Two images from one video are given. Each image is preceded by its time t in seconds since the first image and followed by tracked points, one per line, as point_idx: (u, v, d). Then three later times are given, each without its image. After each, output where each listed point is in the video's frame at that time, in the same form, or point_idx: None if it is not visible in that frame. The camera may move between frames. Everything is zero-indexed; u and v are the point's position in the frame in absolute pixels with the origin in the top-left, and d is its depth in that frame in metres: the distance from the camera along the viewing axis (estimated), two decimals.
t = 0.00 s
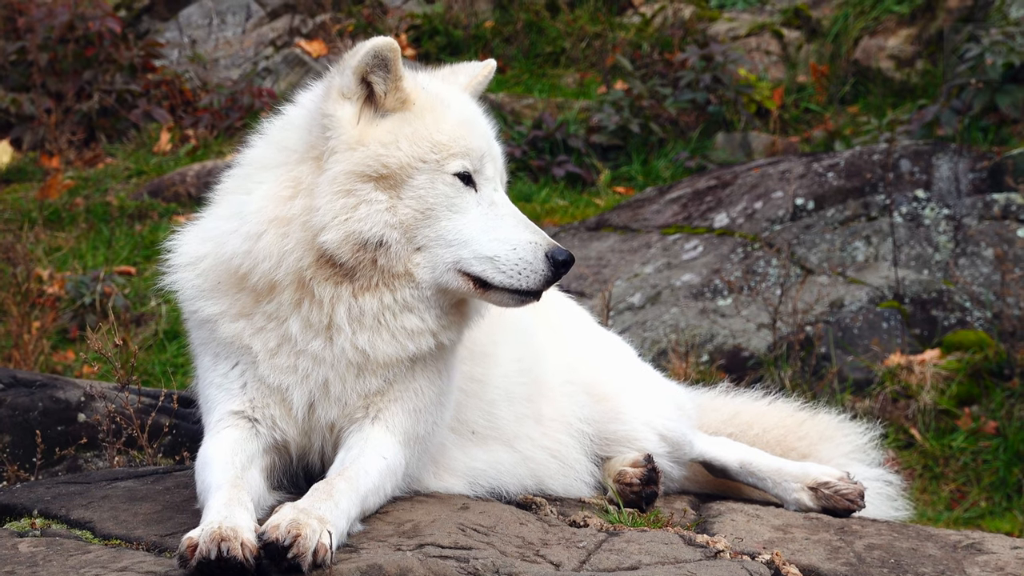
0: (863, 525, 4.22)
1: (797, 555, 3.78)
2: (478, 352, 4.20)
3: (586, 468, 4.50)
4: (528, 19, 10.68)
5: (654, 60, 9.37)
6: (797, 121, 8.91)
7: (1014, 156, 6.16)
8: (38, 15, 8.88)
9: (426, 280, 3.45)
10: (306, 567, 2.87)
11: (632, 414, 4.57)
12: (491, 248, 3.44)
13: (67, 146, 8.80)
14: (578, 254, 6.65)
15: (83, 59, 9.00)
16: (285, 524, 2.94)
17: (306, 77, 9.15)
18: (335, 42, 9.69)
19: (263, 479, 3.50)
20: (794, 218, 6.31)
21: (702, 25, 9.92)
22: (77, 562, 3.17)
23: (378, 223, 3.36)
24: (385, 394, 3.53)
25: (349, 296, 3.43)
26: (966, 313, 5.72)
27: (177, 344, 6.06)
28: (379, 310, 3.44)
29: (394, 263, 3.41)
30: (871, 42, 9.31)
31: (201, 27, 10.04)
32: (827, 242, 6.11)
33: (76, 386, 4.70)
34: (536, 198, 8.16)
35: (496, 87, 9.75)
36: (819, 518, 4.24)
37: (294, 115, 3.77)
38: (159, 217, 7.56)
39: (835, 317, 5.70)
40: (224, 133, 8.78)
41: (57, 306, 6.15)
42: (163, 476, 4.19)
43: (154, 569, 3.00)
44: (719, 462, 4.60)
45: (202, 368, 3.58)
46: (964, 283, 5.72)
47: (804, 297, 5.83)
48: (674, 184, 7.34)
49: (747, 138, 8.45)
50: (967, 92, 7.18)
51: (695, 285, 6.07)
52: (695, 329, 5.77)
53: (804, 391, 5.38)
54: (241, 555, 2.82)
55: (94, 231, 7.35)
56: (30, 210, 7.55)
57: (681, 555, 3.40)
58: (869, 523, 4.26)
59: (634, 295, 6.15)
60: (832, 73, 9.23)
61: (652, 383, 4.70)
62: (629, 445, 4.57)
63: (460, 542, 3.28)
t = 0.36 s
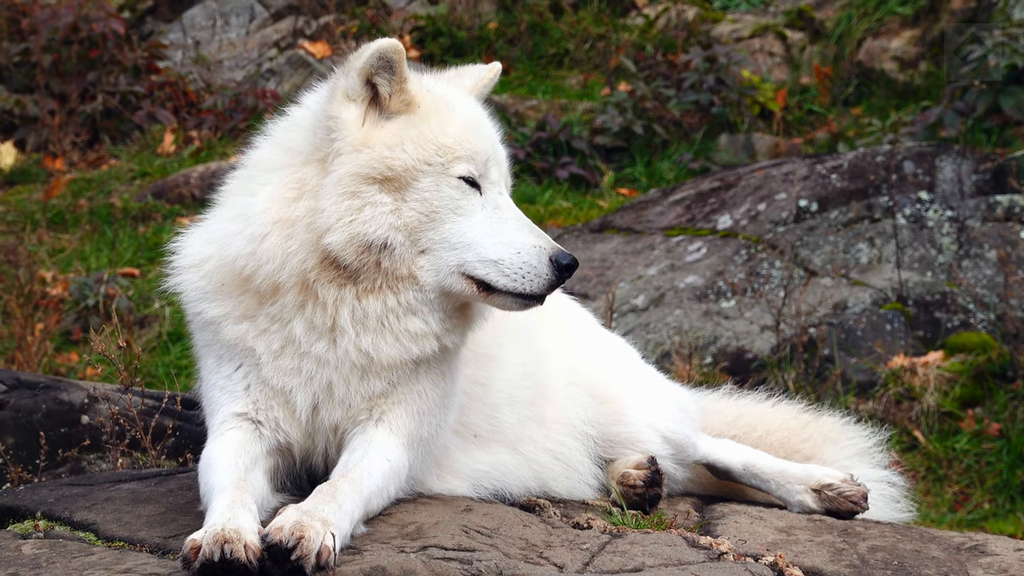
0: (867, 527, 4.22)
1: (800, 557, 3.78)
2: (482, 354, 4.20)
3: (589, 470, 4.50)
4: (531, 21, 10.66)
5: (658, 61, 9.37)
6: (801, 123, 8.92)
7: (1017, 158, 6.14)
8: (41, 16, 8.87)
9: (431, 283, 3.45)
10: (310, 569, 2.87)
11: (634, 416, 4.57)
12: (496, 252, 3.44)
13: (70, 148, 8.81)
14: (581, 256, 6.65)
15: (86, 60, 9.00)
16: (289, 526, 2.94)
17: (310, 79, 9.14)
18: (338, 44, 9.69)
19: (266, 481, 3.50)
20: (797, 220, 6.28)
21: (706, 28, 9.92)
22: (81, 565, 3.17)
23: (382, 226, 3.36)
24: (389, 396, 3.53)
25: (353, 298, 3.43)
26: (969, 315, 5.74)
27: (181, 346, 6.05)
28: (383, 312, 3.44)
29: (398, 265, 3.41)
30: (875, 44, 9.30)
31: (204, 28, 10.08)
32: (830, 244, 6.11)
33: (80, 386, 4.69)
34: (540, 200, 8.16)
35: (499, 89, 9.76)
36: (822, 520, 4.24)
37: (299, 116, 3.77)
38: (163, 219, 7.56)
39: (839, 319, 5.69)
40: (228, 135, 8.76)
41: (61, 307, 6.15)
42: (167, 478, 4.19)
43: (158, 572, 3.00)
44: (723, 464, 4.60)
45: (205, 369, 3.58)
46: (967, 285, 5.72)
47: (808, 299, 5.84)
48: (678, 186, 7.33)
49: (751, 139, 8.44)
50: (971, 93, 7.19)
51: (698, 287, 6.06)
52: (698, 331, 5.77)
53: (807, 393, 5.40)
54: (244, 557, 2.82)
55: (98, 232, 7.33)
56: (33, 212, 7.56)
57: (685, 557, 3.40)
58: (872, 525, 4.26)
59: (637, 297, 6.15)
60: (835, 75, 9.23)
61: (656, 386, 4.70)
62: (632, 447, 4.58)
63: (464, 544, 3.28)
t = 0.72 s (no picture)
0: (872, 529, 4.21)
1: (805, 559, 3.78)
2: (486, 357, 4.20)
3: (594, 472, 4.49)
4: (536, 23, 10.69)
5: (662, 63, 9.36)
6: (806, 125, 8.92)
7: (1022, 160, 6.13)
8: (46, 20, 8.99)
9: (435, 284, 3.45)
10: (314, 570, 2.87)
11: (639, 418, 4.57)
12: (501, 253, 3.43)
13: (75, 150, 8.82)
14: (586, 258, 6.66)
15: (91, 63, 9.04)
16: (294, 528, 2.94)
17: (314, 81, 9.14)
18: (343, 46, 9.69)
19: (271, 482, 3.50)
20: (802, 221, 6.28)
21: (710, 29, 9.90)
22: (86, 566, 3.17)
23: (388, 227, 3.36)
24: (394, 397, 3.53)
25: (358, 299, 3.43)
26: (974, 317, 5.74)
27: (185, 348, 6.05)
28: (388, 314, 3.44)
29: (403, 266, 3.41)
30: (879, 45, 9.29)
31: (209, 31, 10.10)
32: (835, 245, 6.10)
33: (84, 389, 4.72)
34: (544, 201, 8.16)
35: (504, 91, 9.78)
36: (827, 522, 4.24)
37: (303, 118, 3.78)
38: (167, 221, 7.56)
39: (844, 321, 5.69)
40: (232, 137, 8.75)
41: (65, 310, 6.15)
42: (172, 480, 4.19)
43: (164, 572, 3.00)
44: (727, 465, 4.60)
45: (210, 371, 3.58)
46: (972, 287, 5.73)
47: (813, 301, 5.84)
48: (682, 188, 7.33)
49: (756, 141, 8.38)
50: (975, 96, 7.21)
51: (703, 289, 6.07)
52: (703, 332, 5.77)
53: (812, 395, 5.39)
54: (249, 559, 2.83)
55: (102, 234, 7.33)
56: (38, 214, 7.57)
57: (689, 559, 3.39)
58: (877, 527, 4.26)
59: (642, 299, 6.15)
60: (840, 77, 9.24)
61: (660, 387, 4.70)
62: (636, 449, 4.57)
63: (469, 545, 3.28)
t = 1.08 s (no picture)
0: (877, 531, 4.22)
1: (810, 561, 3.78)
2: (490, 359, 4.20)
3: (599, 473, 4.49)
4: (542, 26, 10.69)
5: (668, 66, 9.35)
6: (812, 127, 8.92)
7: None
8: (51, 22, 8.87)
9: (440, 286, 3.44)
10: (319, 571, 2.88)
11: (643, 419, 4.57)
12: (505, 253, 3.42)
13: (81, 152, 8.85)
14: (592, 261, 6.67)
15: (97, 65, 9.01)
16: (299, 530, 2.95)
17: (320, 83, 9.14)
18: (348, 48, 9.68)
19: (277, 484, 3.50)
20: (807, 224, 6.29)
21: (717, 32, 9.86)
22: (91, 568, 3.17)
23: (392, 228, 3.35)
24: (399, 399, 3.53)
25: (362, 300, 3.43)
26: (979, 319, 5.75)
27: (191, 350, 6.06)
28: (393, 315, 3.44)
29: (408, 268, 3.41)
30: (885, 48, 9.29)
31: (215, 33, 10.06)
32: (841, 248, 6.11)
33: (90, 390, 4.71)
34: (550, 204, 8.17)
35: (510, 93, 9.79)
36: (832, 524, 4.24)
37: (308, 120, 3.78)
38: (173, 222, 7.56)
39: (849, 323, 5.70)
40: (238, 140, 8.76)
41: (71, 312, 6.15)
42: (177, 482, 4.19)
43: (172, 573, 3.01)
44: (733, 467, 4.61)
45: (215, 374, 3.58)
46: (978, 289, 5.74)
47: (818, 303, 5.84)
48: (688, 190, 7.33)
49: (762, 144, 8.48)
50: (981, 98, 7.21)
51: (709, 291, 6.07)
52: (709, 335, 5.78)
53: (818, 398, 5.40)
54: (254, 560, 2.84)
55: (108, 236, 7.35)
56: (44, 215, 7.58)
57: (695, 561, 3.39)
58: (882, 529, 4.26)
59: (647, 301, 6.15)
60: (846, 79, 9.24)
61: (664, 389, 4.70)
62: (641, 450, 4.57)
63: (474, 547, 3.28)
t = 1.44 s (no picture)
0: (881, 533, 4.21)
1: (815, 562, 3.79)
2: (494, 361, 4.20)
3: (603, 475, 4.49)
4: (546, 27, 10.68)
5: (673, 67, 9.32)
6: (816, 129, 8.94)
7: None
8: (57, 23, 8.95)
9: (444, 288, 3.44)
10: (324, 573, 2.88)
11: (647, 421, 4.57)
12: (509, 255, 3.42)
13: (85, 153, 8.85)
14: (596, 262, 6.67)
15: (101, 66, 9.08)
16: (303, 531, 2.95)
17: (324, 85, 9.14)
18: (352, 49, 9.68)
19: (281, 486, 3.50)
20: (812, 225, 6.29)
21: (721, 33, 9.84)
22: (96, 569, 3.17)
23: (396, 230, 3.35)
24: (403, 401, 3.52)
25: (366, 302, 3.43)
26: (983, 321, 5.76)
27: (195, 351, 6.05)
28: (397, 317, 3.44)
29: (411, 270, 3.41)
30: (890, 49, 9.28)
31: (219, 34, 10.09)
32: (845, 249, 6.11)
33: (94, 392, 4.71)
34: (554, 205, 8.17)
35: (514, 95, 9.79)
36: (836, 526, 4.24)
37: (311, 122, 3.77)
38: (177, 224, 7.55)
39: (854, 324, 5.70)
40: (243, 141, 8.76)
41: (75, 313, 6.15)
42: (181, 483, 4.18)
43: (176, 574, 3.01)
44: (737, 469, 4.61)
45: (220, 375, 3.58)
46: (982, 291, 5.74)
47: (822, 305, 5.84)
48: (692, 191, 7.33)
49: (766, 145, 8.52)
50: (986, 100, 7.20)
51: (713, 293, 6.07)
52: (713, 336, 5.78)
53: (822, 399, 5.40)
54: (258, 562, 2.84)
55: (112, 237, 7.35)
56: (48, 216, 7.57)
57: (699, 563, 3.39)
58: (887, 531, 4.26)
59: (651, 303, 6.15)
60: (850, 81, 9.23)
61: (668, 390, 4.69)
62: (645, 452, 4.57)
63: (479, 549, 3.27)
